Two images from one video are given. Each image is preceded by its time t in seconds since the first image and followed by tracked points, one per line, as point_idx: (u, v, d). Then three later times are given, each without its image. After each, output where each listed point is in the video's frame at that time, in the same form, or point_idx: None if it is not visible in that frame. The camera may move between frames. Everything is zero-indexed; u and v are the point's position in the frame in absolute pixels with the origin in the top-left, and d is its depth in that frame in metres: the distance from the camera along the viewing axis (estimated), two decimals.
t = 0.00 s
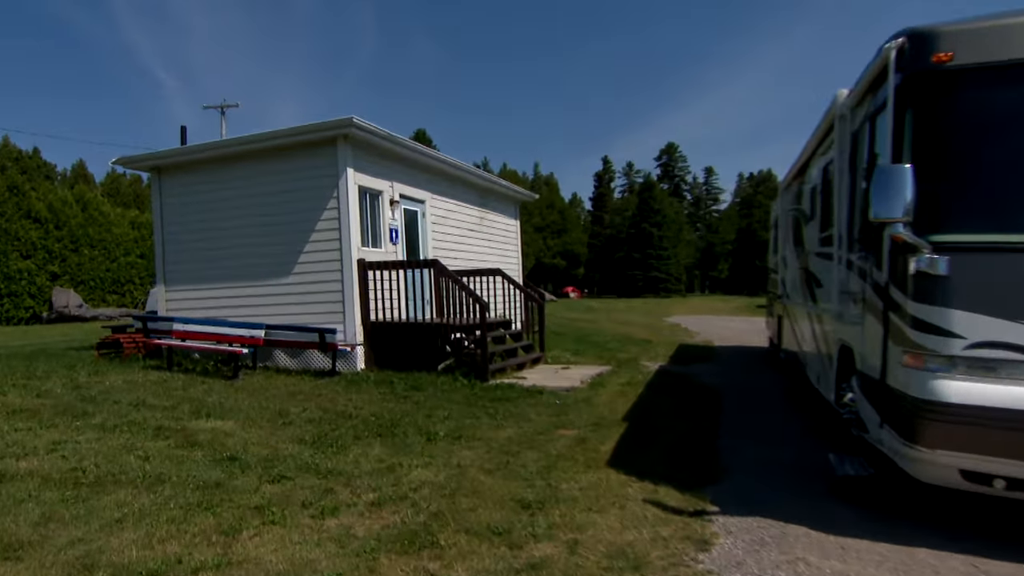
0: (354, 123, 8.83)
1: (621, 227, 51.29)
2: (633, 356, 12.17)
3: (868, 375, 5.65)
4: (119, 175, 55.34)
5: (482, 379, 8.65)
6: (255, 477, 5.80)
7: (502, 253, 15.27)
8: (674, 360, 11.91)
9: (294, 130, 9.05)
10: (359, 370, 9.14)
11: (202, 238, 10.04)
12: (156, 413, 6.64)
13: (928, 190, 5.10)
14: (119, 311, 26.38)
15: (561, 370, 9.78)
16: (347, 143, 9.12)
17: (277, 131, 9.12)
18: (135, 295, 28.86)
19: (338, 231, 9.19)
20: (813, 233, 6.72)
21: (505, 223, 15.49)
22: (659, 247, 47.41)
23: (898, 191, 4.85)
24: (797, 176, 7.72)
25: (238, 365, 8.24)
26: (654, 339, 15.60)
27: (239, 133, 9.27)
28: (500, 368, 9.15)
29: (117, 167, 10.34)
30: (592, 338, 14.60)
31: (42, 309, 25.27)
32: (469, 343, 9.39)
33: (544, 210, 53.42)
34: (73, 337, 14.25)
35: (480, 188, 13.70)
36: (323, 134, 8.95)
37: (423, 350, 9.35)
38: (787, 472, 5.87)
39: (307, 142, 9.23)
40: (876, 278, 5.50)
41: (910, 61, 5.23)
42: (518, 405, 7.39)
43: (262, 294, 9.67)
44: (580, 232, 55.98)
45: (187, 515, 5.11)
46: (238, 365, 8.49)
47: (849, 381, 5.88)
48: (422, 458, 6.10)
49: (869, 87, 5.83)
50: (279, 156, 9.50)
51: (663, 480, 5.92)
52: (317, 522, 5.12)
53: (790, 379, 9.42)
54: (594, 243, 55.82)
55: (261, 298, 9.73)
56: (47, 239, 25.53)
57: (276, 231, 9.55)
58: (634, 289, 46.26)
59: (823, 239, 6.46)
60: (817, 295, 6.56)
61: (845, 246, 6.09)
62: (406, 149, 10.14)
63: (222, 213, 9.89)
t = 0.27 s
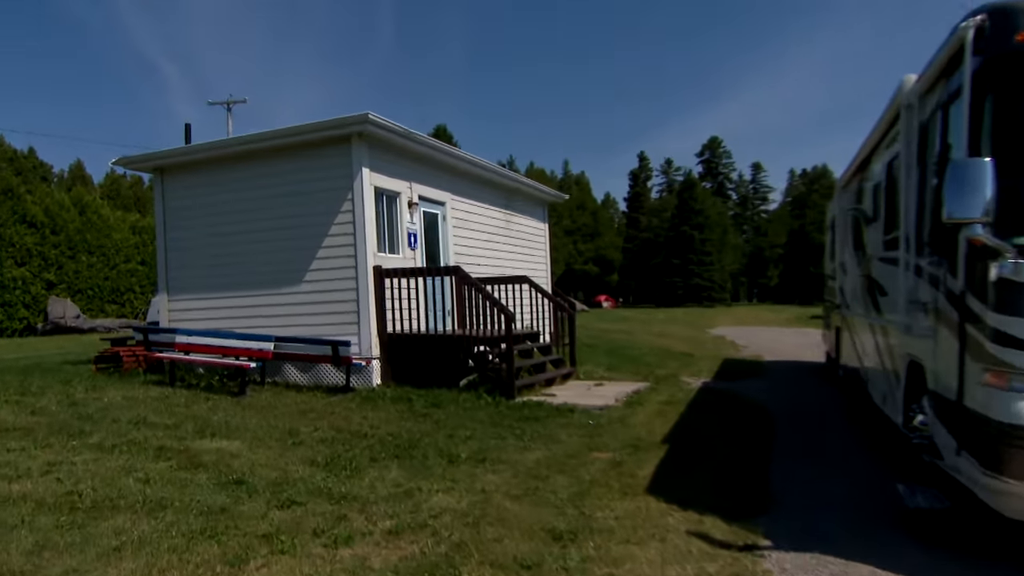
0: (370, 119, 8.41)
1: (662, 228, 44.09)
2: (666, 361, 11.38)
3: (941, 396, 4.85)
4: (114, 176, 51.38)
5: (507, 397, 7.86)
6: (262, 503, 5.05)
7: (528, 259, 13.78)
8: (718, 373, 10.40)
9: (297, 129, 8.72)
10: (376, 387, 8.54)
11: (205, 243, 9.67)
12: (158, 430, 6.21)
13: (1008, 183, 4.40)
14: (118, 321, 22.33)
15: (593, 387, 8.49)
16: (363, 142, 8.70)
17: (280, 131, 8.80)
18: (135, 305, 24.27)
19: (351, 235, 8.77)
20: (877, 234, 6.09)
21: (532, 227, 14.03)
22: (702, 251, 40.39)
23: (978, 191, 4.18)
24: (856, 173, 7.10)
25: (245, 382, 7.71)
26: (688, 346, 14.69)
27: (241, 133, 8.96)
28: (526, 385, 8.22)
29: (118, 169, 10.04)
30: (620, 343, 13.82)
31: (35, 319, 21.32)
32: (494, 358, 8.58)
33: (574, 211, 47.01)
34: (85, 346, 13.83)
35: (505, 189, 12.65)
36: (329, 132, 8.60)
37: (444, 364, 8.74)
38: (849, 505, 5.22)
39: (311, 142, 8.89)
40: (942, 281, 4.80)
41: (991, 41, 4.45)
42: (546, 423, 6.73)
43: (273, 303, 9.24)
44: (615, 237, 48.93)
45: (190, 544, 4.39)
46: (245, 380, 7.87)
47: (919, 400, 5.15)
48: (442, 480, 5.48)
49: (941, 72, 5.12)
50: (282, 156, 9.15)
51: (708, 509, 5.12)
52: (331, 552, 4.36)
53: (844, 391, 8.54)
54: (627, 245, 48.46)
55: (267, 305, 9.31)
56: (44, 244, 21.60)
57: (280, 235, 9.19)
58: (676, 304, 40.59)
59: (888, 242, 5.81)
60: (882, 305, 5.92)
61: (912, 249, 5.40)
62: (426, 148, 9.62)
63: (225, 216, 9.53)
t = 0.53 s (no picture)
0: (386, 110, 7.99)
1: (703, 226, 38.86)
2: (703, 369, 10.72)
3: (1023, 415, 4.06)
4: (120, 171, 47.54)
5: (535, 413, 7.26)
6: (269, 526, 4.59)
7: (557, 260, 12.85)
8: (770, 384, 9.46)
9: (305, 123, 8.35)
10: (392, 400, 8.06)
11: (208, 242, 9.27)
12: (156, 447, 5.80)
13: None
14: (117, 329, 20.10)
15: (629, 403, 7.86)
16: (378, 134, 8.28)
17: (287, 125, 8.44)
18: (132, 310, 21.95)
19: (366, 235, 8.34)
20: (950, 234, 5.49)
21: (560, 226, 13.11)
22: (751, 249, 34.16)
23: None
24: (925, 166, 6.55)
25: (251, 394, 7.29)
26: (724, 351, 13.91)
27: (247, 127, 8.59)
28: (555, 399, 7.62)
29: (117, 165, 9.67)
30: (652, 349, 13.12)
31: (27, 327, 19.43)
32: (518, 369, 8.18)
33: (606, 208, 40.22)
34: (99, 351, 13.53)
35: (532, 183, 11.90)
36: (340, 126, 8.22)
37: (465, 376, 8.19)
38: (925, 529, 4.56)
39: (320, 137, 8.53)
40: (1020, 282, 4.14)
41: None
42: (577, 441, 6.19)
43: (282, 308, 8.83)
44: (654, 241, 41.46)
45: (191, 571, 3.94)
46: (251, 392, 7.43)
47: (1003, 419, 4.44)
48: (463, 503, 4.99)
49: None
50: (289, 151, 8.78)
51: (757, 540, 4.41)
52: None
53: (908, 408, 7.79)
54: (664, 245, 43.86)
55: (274, 309, 8.89)
56: (35, 245, 19.51)
57: (285, 234, 8.81)
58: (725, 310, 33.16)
59: (962, 242, 5.21)
60: (955, 313, 5.31)
61: (990, 251, 4.76)
62: (445, 141, 9.14)
63: (228, 214, 9.15)
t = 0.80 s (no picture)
0: (404, 97, 7.57)
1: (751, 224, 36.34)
2: (750, 382, 10.11)
3: None
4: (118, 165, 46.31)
5: (565, 430, 6.78)
6: (274, 550, 4.14)
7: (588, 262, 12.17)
8: (825, 401, 8.80)
9: (313, 111, 7.97)
10: (408, 415, 7.61)
11: (209, 238, 8.90)
12: (153, 463, 5.41)
13: None
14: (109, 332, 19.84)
15: (667, 419, 7.29)
16: (394, 123, 7.86)
17: (294, 114, 8.07)
18: (126, 314, 21.78)
19: (382, 235, 7.92)
20: None
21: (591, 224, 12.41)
22: (801, 252, 32.55)
23: None
24: (1005, 158, 6.00)
25: (254, 406, 6.88)
26: (773, 358, 13.18)
27: (251, 117, 8.23)
28: (586, 414, 7.10)
29: (114, 156, 9.30)
30: (693, 357, 12.48)
31: (14, 331, 18.99)
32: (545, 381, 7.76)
33: (643, 204, 38.20)
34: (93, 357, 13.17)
35: (561, 177, 11.33)
36: (351, 115, 7.84)
37: (489, 386, 7.74)
38: (1012, 564, 3.97)
39: (328, 127, 8.17)
40: None
41: None
42: (610, 460, 5.70)
43: (290, 312, 8.44)
44: (694, 235, 39.67)
45: None
46: (255, 403, 7.04)
47: None
48: (487, 527, 4.51)
49: None
50: (294, 143, 8.42)
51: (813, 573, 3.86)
52: None
53: (984, 429, 7.06)
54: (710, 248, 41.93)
55: (280, 312, 8.50)
56: (22, 244, 19.04)
57: (289, 229, 8.45)
58: (773, 318, 32.44)
59: None
60: None
61: None
62: (467, 131, 8.68)
63: (230, 208, 8.79)
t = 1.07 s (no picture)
0: (417, 84, 7.20)
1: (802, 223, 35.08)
2: (798, 397, 9.56)
3: None
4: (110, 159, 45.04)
5: (594, 448, 6.38)
6: None
7: (617, 260, 11.63)
8: (885, 420, 8.24)
9: (316, 101, 7.61)
10: (420, 430, 7.21)
11: (206, 234, 8.57)
12: (144, 482, 5.06)
13: None
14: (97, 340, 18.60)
15: (706, 438, 6.82)
16: (407, 112, 7.51)
17: (294, 104, 7.72)
18: (115, 320, 20.58)
19: (395, 235, 7.53)
20: None
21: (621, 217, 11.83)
22: (857, 253, 30.59)
23: None
24: None
25: (254, 420, 6.52)
26: (826, 371, 12.49)
27: (249, 107, 7.90)
28: (615, 431, 6.68)
29: (105, 148, 8.97)
30: (735, 370, 11.91)
31: None
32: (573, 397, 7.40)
33: (678, 199, 37.69)
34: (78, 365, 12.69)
35: (589, 171, 10.86)
36: (355, 105, 7.50)
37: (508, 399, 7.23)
38: None
39: (331, 117, 7.84)
40: None
41: None
42: (643, 482, 5.27)
43: (294, 317, 8.05)
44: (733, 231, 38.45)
45: None
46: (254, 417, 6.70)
47: None
48: (508, 555, 4.09)
49: None
50: (295, 134, 8.08)
51: None
52: None
53: None
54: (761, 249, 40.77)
55: (282, 316, 8.13)
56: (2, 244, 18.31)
57: (289, 225, 8.12)
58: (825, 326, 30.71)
59: None
60: None
61: None
62: (487, 120, 8.29)
63: (226, 202, 8.46)
